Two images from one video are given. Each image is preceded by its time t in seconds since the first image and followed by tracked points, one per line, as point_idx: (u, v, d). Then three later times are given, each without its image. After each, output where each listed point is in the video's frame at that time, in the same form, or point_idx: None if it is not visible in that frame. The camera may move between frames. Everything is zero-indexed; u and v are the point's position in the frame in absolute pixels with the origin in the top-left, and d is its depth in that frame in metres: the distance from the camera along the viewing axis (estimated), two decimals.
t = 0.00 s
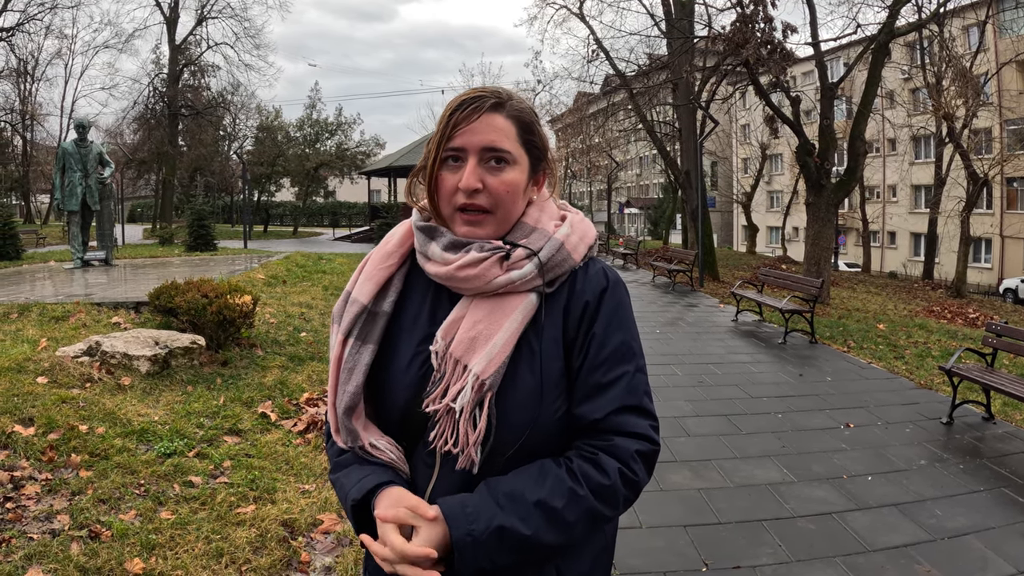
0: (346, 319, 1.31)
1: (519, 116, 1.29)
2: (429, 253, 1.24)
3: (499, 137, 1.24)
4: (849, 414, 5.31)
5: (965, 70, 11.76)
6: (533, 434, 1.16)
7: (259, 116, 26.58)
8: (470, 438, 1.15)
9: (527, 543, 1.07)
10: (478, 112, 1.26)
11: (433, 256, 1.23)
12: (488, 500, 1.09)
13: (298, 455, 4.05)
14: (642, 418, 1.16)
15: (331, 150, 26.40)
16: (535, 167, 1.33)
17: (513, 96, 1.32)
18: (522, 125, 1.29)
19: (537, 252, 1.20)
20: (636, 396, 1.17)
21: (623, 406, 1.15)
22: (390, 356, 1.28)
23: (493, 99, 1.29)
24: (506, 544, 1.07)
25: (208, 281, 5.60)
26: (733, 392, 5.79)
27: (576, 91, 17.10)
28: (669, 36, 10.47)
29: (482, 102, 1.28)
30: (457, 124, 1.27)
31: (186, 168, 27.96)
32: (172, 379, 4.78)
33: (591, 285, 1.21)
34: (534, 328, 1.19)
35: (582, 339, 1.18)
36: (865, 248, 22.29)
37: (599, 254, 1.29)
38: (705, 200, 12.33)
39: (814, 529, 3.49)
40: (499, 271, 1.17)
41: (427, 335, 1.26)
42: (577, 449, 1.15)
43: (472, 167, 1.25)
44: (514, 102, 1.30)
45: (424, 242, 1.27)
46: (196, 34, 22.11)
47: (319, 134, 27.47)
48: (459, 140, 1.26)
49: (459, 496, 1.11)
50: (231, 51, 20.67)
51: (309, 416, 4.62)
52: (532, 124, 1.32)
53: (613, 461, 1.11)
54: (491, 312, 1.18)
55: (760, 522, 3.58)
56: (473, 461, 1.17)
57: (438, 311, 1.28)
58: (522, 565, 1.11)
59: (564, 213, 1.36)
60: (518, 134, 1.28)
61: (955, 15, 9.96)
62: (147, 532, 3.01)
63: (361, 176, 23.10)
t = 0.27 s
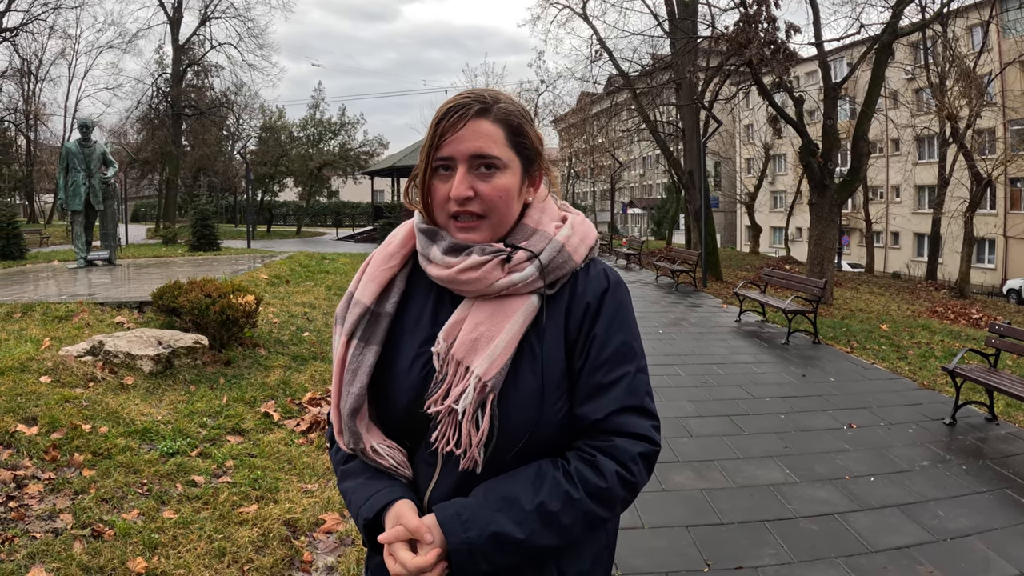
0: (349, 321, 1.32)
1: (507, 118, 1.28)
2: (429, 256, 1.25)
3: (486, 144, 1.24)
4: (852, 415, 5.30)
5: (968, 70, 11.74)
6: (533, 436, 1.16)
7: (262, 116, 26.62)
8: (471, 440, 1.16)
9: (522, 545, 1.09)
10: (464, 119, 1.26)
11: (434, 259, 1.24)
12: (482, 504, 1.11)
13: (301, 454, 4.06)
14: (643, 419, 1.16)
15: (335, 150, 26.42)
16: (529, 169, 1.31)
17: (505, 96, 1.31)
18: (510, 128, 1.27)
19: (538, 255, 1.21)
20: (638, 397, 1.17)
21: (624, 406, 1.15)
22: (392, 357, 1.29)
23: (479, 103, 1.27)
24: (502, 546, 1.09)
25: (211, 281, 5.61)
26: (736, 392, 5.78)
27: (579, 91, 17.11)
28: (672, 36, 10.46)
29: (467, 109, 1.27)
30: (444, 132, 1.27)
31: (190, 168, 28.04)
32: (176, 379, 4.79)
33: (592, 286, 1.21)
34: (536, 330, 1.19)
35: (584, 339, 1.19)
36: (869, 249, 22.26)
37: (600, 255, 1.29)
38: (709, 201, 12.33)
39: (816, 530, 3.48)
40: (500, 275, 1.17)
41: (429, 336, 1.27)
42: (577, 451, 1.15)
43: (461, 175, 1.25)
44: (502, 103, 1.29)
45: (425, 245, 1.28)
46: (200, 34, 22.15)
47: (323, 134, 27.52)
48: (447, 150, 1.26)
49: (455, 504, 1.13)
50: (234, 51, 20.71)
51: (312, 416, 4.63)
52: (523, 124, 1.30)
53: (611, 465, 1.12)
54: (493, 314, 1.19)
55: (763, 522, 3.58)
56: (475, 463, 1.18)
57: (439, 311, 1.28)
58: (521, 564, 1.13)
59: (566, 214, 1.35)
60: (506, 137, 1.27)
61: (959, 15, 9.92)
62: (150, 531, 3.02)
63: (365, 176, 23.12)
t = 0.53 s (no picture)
0: (354, 322, 1.32)
1: (501, 106, 1.30)
2: (430, 251, 1.26)
3: (473, 126, 1.26)
4: (859, 416, 5.29)
5: (977, 69, 11.68)
6: (537, 437, 1.17)
7: (270, 116, 26.68)
8: (474, 440, 1.16)
9: (525, 550, 1.10)
10: (458, 107, 1.30)
11: (435, 254, 1.25)
12: (484, 509, 1.12)
13: (308, 454, 4.07)
14: (647, 421, 1.16)
15: (342, 149, 26.46)
16: (526, 159, 1.32)
17: (502, 89, 1.34)
18: (503, 114, 1.29)
19: (539, 251, 1.20)
20: (642, 398, 1.17)
21: (628, 408, 1.15)
22: (396, 356, 1.30)
23: (475, 92, 1.31)
24: (505, 550, 1.10)
25: (219, 281, 5.62)
26: (742, 393, 5.78)
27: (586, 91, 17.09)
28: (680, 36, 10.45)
29: (460, 98, 1.31)
30: (439, 121, 1.32)
31: (198, 168, 28.11)
32: (183, 378, 4.80)
33: (595, 287, 1.21)
34: (537, 329, 1.19)
35: (587, 340, 1.19)
36: (876, 249, 22.18)
37: (603, 254, 1.29)
38: (716, 201, 12.30)
39: (823, 531, 3.48)
40: (501, 272, 1.18)
41: (432, 336, 1.28)
42: (580, 454, 1.16)
43: (450, 157, 1.27)
44: (499, 93, 1.31)
45: (425, 241, 1.29)
46: (207, 34, 22.21)
47: (330, 134, 27.57)
48: (439, 135, 1.30)
49: (458, 507, 1.14)
50: (242, 51, 20.79)
51: (319, 415, 4.63)
52: (519, 112, 1.31)
53: (614, 468, 1.13)
54: (493, 313, 1.19)
55: (768, 523, 3.58)
56: (478, 463, 1.18)
57: (443, 311, 1.29)
58: (524, 567, 1.14)
59: (569, 212, 1.35)
60: (499, 123, 1.28)
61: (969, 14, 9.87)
62: (157, 530, 3.03)
63: (372, 176, 23.15)
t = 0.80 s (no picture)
0: (361, 314, 1.33)
1: (506, 101, 1.32)
2: (436, 241, 1.27)
3: (476, 120, 1.28)
4: (864, 416, 5.28)
5: (983, 69, 11.65)
6: (540, 432, 1.17)
7: (275, 116, 26.72)
8: (474, 434, 1.17)
9: (522, 549, 1.11)
10: (464, 102, 1.33)
11: (440, 245, 1.26)
12: (483, 507, 1.13)
13: (313, 453, 4.08)
14: (650, 421, 1.16)
15: (348, 149, 26.50)
16: (531, 153, 1.32)
17: (508, 87, 1.36)
18: (507, 109, 1.30)
19: (543, 246, 1.20)
20: (645, 398, 1.16)
21: (630, 408, 1.15)
22: (404, 349, 1.31)
23: (479, 88, 1.34)
24: (501, 549, 1.11)
25: (224, 280, 5.63)
26: (747, 393, 5.77)
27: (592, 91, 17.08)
28: (685, 36, 10.44)
29: (467, 94, 1.34)
30: (446, 117, 1.35)
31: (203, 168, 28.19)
32: (188, 377, 4.81)
33: (600, 285, 1.21)
34: (541, 325, 1.20)
35: (592, 338, 1.19)
36: (882, 249, 22.13)
37: (609, 252, 1.29)
38: (722, 201, 12.29)
39: (827, 531, 3.47)
40: (504, 265, 1.18)
41: (437, 331, 1.28)
42: (581, 453, 1.16)
43: (455, 149, 1.29)
44: (504, 89, 1.33)
45: (431, 232, 1.30)
46: (212, 34, 22.26)
47: (335, 134, 27.61)
48: (446, 130, 1.32)
49: (457, 505, 1.15)
50: (247, 50, 20.83)
51: (324, 414, 4.64)
52: (523, 107, 1.32)
53: (615, 469, 1.13)
54: (495, 308, 1.19)
55: (773, 523, 3.58)
56: (479, 459, 1.19)
57: (448, 303, 1.30)
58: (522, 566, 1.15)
59: (577, 210, 1.35)
60: (502, 117, 1.30)
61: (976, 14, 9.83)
62: (162, 529, 3.04)
63: (378, 176, 23.17)
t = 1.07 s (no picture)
0: (370, 311, 1.33)
1: (513, 101, 1.31)
2: (446, 240, 1.27)
3: (485, 121, 1.28)
4: (871, 417, 5.26)
5: (991, 69, 11.62)
6: (546, 432, 1.17)
7: (282, 116, 26.79)
8: (479, 433, 1.16)
9: (524, 547, 1.11)
10: (472, 102, 1.33)
11: (450, 244, 1.26)
12: (485, 504, 1.13)
13: (319, 451, 4.08)
14: (655, 425, 1.16)
15: (356, 149, 26.56)
16: (540, 153, 1.32)
17: (517, 87, 1.35)
18: (516, 110, 1.30)
19: (552, 246, 1.20)
20: (651, 401, 1.16)
21: (636, 411, 1.15)
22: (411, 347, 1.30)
23: (488, 90, 1.34)
24: (501, 546, 1.10)
25: (231, 279, 5.65)
26: (754, 393, 5.77)
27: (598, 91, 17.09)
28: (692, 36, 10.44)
29: (475, 95, 1.34)
30: (455, 119, 1.34)
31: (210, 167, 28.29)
32: (196, 375, 4.83)
33: (608, 287, 1.21)
34: (548, 325, 1.19)
35: (599, 339, 1.18)
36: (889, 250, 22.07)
37: (619, 254, 1.28)
38: (729, 201, 12.29)
39: (833, 532, 3.47)
40: (513, 265, 1.18)
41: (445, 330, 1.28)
42: (586, 454, 1.16)
43: (463, 151, 1.29)
44: (512, 90, 1.33)
45: (442, 231, 1.30)
46: (220, 34, 22.33)
47: (342, 133, 27.67)
48: (455, 131, 1.32)
49: (460, 501, 1.14)
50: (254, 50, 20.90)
51: (331, 413, 4.65)
52: (531, 108, 1.32)
53: (619, 470, 1.12)
54: (502, 308, 1.19)
55: (779, 524, 3.57)
56: (483, 457, 1.19)
57: (457, 302, 1.30)
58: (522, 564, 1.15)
59: (587, 212, 1.35)
60: (511, 117, 1.29)
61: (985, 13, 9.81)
62: (168, 526, 3.05)
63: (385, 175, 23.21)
